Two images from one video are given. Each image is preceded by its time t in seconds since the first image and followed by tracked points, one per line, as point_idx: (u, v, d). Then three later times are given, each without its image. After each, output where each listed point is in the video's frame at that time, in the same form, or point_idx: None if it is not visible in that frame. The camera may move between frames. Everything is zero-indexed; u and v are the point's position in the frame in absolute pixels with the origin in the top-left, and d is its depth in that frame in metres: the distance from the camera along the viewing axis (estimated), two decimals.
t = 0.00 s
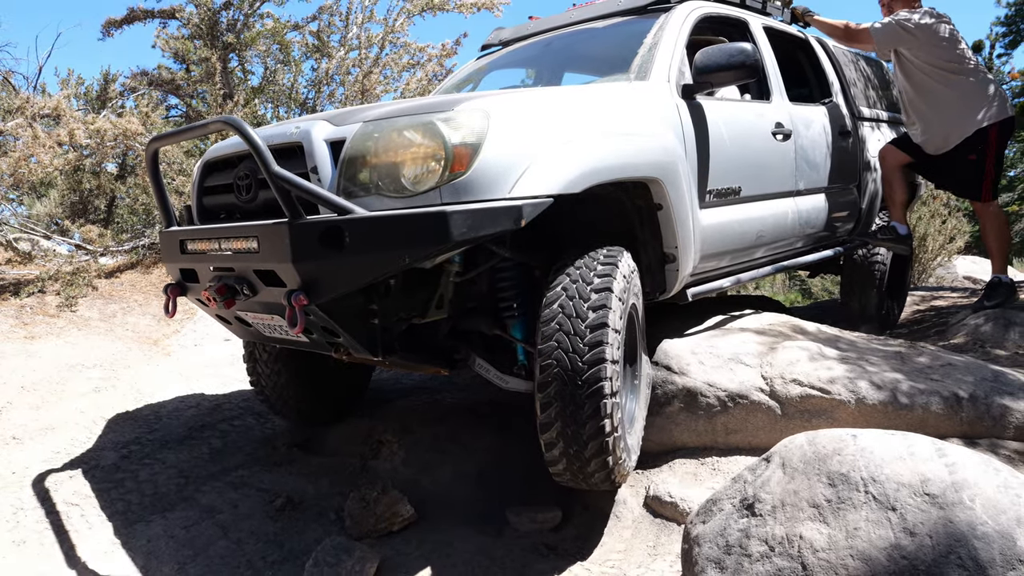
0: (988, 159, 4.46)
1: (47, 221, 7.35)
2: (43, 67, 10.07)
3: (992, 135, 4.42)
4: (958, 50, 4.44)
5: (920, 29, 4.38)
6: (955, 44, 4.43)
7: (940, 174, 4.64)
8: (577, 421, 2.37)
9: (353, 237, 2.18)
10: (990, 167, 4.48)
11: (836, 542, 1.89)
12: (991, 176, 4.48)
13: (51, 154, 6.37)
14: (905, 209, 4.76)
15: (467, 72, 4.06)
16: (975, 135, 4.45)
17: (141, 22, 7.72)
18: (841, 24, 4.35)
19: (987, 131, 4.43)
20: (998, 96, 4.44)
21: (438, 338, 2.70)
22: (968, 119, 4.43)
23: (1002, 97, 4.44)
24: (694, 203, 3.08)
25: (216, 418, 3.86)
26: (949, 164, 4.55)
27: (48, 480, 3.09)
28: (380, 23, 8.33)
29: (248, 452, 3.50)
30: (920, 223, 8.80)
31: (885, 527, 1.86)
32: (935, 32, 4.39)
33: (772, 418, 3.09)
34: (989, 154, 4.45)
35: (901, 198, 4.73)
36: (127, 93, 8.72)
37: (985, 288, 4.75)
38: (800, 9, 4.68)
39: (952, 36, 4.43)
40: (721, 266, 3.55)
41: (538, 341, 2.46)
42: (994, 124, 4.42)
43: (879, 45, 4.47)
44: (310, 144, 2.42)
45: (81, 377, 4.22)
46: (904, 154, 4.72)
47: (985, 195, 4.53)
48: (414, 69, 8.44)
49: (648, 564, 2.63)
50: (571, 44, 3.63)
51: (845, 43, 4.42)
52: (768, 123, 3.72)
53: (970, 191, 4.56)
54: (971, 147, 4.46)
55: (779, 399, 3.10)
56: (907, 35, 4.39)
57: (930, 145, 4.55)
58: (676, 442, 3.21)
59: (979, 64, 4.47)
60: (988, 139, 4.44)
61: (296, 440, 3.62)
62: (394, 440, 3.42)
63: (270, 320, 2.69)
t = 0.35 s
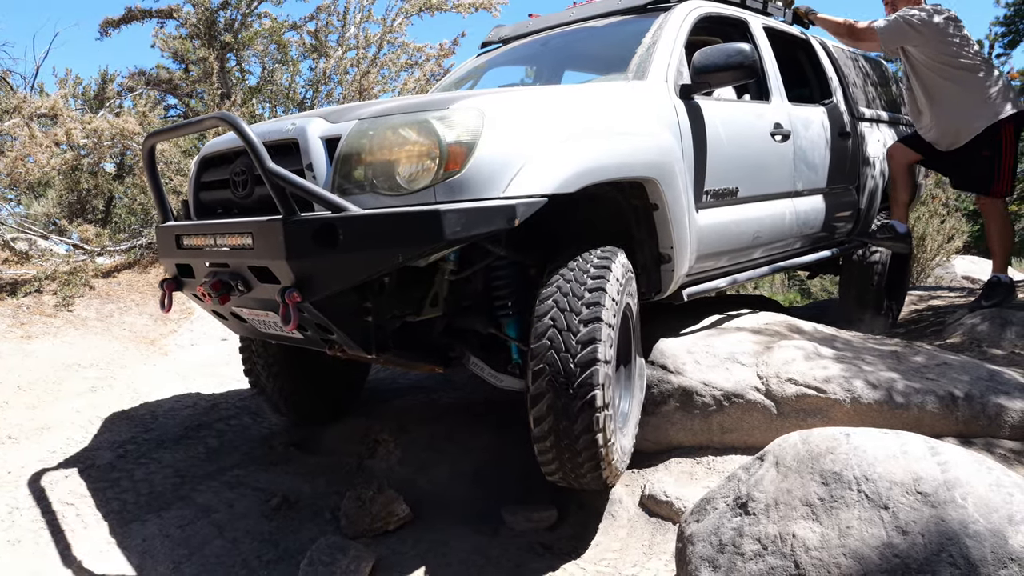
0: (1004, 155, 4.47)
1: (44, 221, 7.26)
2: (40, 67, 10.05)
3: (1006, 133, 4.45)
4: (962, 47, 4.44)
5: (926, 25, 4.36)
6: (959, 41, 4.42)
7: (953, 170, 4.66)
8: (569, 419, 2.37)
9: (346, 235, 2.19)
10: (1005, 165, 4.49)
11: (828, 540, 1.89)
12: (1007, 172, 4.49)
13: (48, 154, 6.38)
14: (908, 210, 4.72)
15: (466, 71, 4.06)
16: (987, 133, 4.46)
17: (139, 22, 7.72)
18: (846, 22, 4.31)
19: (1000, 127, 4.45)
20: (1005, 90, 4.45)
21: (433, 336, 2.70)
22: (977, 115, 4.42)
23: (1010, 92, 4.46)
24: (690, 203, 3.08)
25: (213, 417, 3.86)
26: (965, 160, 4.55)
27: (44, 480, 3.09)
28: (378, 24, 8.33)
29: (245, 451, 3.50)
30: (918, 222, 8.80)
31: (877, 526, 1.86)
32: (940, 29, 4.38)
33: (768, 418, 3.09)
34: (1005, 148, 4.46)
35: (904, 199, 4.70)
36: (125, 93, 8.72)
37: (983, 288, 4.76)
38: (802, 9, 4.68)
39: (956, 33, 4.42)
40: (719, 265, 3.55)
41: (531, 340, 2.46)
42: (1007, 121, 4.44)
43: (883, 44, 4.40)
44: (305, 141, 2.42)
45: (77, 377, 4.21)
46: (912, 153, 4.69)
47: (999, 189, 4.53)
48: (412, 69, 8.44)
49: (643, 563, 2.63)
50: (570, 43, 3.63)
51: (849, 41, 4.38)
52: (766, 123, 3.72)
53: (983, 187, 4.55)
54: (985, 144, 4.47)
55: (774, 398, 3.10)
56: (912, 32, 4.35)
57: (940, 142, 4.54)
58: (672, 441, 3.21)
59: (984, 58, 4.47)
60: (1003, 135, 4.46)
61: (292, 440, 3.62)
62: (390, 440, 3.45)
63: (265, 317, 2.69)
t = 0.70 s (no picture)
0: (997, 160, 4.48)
1: (43, 222, 7.30)
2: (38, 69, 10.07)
3: (1001, 136, 4.44)
4: (967, 51, 4.42)
5: (930, 29, 4.38)
6: (962, 43, 4.41)
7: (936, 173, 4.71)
8: (559, 419, 2.38)
9: (339, 236, 2.20)
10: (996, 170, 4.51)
11: (820, 542, 1.90)
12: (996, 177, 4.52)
13: (46, 156, 6.41)
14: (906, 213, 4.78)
15: (464, 73, 4.06)
16: (984, 136, 4.46)
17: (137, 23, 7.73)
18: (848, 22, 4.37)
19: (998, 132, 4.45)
20: (1006, 94, 4.44)
21: (428, 337, 2.71)
22: (975, 119, 4.42)
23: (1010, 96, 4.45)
24: (684, 204, 3.10)
25: (210, 419, 3.87)
26: (959, 165, 4.55)
27: (42, 481, 3.10)
28: (377, 25, 8.34)
29: (242, 452, 3.51)
30: (917, 223, 8.81)
31: (868, 528, 1.87)
32: (942, 31, 4.38)
33: (763, 419, 3.10)
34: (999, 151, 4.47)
35: (903, 203, 4.77)
36: (123, 94, 8.73)
37: (979, 289, 4.79)
38: (800, 12, 4.70)
39: (959, 36, 4.41)
40: (714, 266, 3.57)
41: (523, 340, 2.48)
42: (1005, 124, 4.43)
43: (885, 44, 4.47)
44: (299, 144, 2.43)
45: (75, 378, 4.23)
46: (913, 156, 4.73)
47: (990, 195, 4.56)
48: (410, 70, 8.45)
49: (638, 564, 2.65)
50: (567, 46, 3.64)
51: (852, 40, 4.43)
52: (762, 126, 3.73)
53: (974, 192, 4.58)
54: (980, 148, 4.47)
55: (769, 400, 3.11)
56: (914, 34, 4.41)
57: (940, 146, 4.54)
58: (668, 443, 3.22)
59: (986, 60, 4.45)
60: (998, 140, 4.46)
61: (290, 441, 3.64)
62: (387, 441, 3.47)
63: (261, 318, 2.70)
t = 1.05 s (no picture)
0: (958, 166, 4.56)
1: (34, 224, 7.23)
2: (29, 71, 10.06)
3: (961, 143, 4.53)
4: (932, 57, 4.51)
5: (901, 35, 4.42)
6: (931, 51, 4.49)
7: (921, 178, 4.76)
8: (544, 427, 2.42)
9: (325, 247, 2.23)
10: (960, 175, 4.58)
11: (798, 545, 1.94)
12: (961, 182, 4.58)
13: (36, 159, 6.51)
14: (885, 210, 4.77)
15: (456, 77, 4.09)
16: (946, 143, 4.54)
17: (130, 25, 7.73)
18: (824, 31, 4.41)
19: (957, 139, 4.53)
20: (970, 102, 4.53)
21: (415, 344, 2.74)
22: (940, 125, 4.50)
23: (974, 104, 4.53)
24: (670, 211, 3.13)
25: (201, 422, 3.89)
26: (920, 171, 4.63)
27: (32, 485, 3.12)
28: (370, 27, 8.35)
29: (233, 456, 3.53)
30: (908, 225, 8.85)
31: (845, 531, 1.91)
32: (913, 38, 4.44)
33: (748, 422, 3.14)
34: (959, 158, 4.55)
35: (880, 200, 4.75)
36: (115, 96, 8.73)
37: (960, 291, 4.82)
38: (787, 14, 4.74)
39: (928, 43, 4.49)
40: (703, 270, 3.61)
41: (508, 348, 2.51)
42: (967, 131, 4.51)
43: (856, 52, 4.48)
44: (285, 154, 2.46)
45: (66, 382, 4.24)
46: (876, 157, 4.74)
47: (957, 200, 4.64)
48: (403, 72, 8.46)
49: (625, 566, 2.68)
50: (556, 51, 3.67)
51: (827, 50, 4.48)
52: (749, 130, 3.76)
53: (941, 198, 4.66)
54: (942, 154, 4.55)
55: (755, 403, 3.14)
56: (885, 40, 4.43)
57: (901, 151, 4.60)
58: (656, 446, 3.25)
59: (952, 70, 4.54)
60: (959, 145, 4.54)
61: (280, 444, 3.66)
62: (377, 444, 3.52)
63: (250, 326, 2.72)
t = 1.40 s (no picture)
0: (964, 162, 4.65)
1: (7, 223, 7.19)
2: None
3: (965, 139, 4.62)
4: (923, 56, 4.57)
5: (890, 35, 4.51)
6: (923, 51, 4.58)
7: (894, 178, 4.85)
8: (518, 424, 2.43)
9: (300, 244, 2.23)
10: (965, 172, 4.68)
11: (769, 540, 1.97)
12: (966, 178, 4.68)
13: (8, 157, 6.40)
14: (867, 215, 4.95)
15: (436, 76, 4.09)
16: (948, 141, 4.62)
17: (104, 21, 7.64)
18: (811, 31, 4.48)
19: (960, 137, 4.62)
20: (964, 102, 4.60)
21: (391, 341, 2.76)
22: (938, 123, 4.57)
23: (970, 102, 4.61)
24: (646, 211, 3.16)
25: (176, 423, 3.86)
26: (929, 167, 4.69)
27: (3, 487, 3.08)
28: (348, 26, 8.32)
29: (208, 457, 3.51)
30: (882, 225, 8.98)
31: (814, 526, 1.94)
32: (904, 39, 4.53)
33: (723, 420, 3.17)
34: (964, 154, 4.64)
35: (865, 205, 4.91)
36: (90, 93, 8.63)
37: (936, 292, 4.91)
38: (767, 18, 4.78)
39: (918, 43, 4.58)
40: (679, 270, 3.64)
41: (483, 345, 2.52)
42: (966, 128, 4.60)
43: (848, 52, 4.58)
44: (261, 150, 2.45)
45: (38, 383, 4.19)
46: (873, 159, 4.81)
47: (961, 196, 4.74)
48: (382, 72, 8.44)
49: (601, 564, 2.70)
50: (536, 52, 3.69)
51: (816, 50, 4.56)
52: (726, 132, 3.80)
53: (947, 194, 4.74)
54: (947, 152, 4.63)
55: (730, 401, 3.18)
56: (874, 40, 4.51)
57: (904, 149, 4.67)
58: (632, 444, 3.28)
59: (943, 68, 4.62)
60: (964, 142, 4.63)
61: (257, 444, 3.64)
62: (355, 444, 3.51)
63: (226, 323, 2.70)
